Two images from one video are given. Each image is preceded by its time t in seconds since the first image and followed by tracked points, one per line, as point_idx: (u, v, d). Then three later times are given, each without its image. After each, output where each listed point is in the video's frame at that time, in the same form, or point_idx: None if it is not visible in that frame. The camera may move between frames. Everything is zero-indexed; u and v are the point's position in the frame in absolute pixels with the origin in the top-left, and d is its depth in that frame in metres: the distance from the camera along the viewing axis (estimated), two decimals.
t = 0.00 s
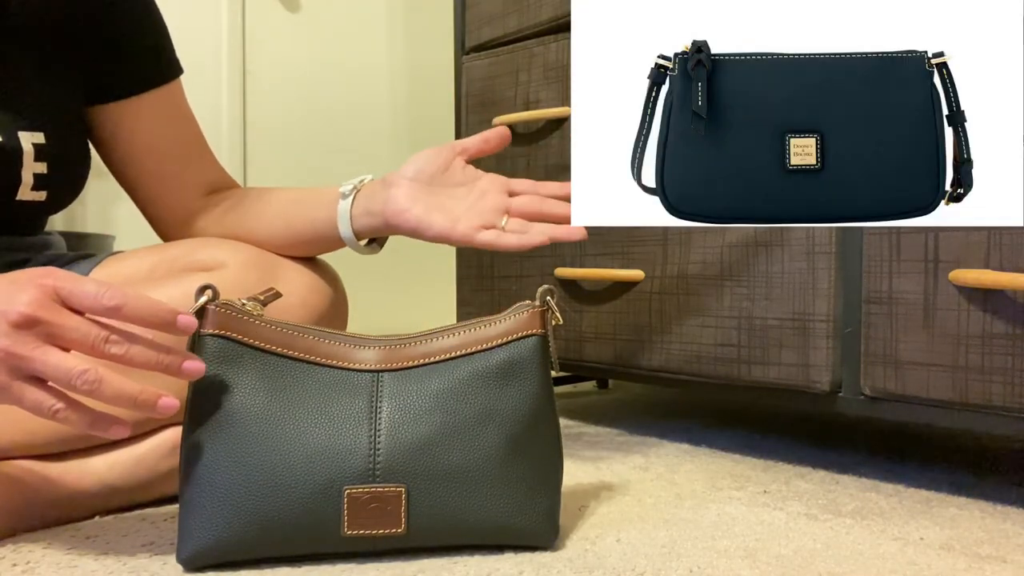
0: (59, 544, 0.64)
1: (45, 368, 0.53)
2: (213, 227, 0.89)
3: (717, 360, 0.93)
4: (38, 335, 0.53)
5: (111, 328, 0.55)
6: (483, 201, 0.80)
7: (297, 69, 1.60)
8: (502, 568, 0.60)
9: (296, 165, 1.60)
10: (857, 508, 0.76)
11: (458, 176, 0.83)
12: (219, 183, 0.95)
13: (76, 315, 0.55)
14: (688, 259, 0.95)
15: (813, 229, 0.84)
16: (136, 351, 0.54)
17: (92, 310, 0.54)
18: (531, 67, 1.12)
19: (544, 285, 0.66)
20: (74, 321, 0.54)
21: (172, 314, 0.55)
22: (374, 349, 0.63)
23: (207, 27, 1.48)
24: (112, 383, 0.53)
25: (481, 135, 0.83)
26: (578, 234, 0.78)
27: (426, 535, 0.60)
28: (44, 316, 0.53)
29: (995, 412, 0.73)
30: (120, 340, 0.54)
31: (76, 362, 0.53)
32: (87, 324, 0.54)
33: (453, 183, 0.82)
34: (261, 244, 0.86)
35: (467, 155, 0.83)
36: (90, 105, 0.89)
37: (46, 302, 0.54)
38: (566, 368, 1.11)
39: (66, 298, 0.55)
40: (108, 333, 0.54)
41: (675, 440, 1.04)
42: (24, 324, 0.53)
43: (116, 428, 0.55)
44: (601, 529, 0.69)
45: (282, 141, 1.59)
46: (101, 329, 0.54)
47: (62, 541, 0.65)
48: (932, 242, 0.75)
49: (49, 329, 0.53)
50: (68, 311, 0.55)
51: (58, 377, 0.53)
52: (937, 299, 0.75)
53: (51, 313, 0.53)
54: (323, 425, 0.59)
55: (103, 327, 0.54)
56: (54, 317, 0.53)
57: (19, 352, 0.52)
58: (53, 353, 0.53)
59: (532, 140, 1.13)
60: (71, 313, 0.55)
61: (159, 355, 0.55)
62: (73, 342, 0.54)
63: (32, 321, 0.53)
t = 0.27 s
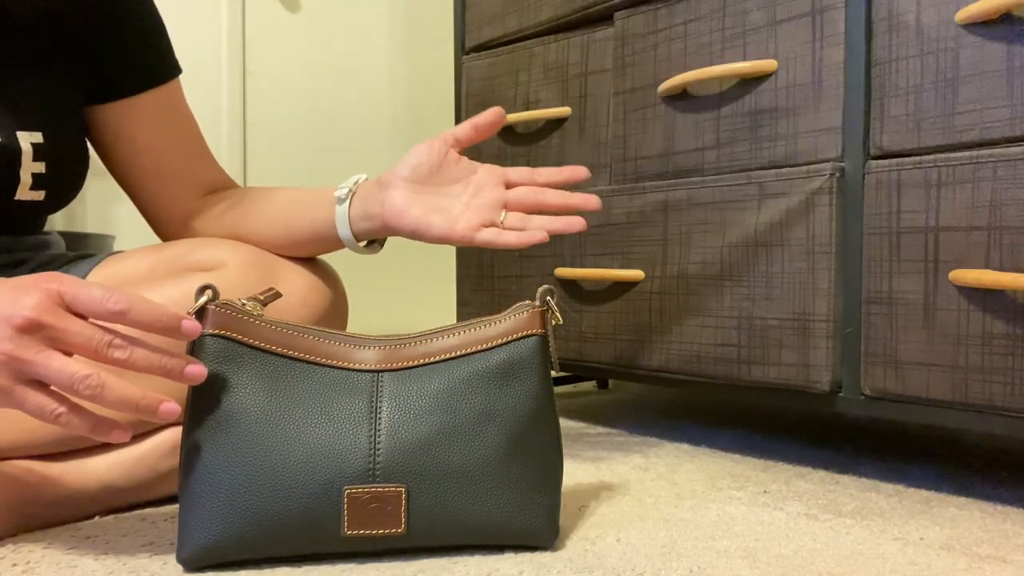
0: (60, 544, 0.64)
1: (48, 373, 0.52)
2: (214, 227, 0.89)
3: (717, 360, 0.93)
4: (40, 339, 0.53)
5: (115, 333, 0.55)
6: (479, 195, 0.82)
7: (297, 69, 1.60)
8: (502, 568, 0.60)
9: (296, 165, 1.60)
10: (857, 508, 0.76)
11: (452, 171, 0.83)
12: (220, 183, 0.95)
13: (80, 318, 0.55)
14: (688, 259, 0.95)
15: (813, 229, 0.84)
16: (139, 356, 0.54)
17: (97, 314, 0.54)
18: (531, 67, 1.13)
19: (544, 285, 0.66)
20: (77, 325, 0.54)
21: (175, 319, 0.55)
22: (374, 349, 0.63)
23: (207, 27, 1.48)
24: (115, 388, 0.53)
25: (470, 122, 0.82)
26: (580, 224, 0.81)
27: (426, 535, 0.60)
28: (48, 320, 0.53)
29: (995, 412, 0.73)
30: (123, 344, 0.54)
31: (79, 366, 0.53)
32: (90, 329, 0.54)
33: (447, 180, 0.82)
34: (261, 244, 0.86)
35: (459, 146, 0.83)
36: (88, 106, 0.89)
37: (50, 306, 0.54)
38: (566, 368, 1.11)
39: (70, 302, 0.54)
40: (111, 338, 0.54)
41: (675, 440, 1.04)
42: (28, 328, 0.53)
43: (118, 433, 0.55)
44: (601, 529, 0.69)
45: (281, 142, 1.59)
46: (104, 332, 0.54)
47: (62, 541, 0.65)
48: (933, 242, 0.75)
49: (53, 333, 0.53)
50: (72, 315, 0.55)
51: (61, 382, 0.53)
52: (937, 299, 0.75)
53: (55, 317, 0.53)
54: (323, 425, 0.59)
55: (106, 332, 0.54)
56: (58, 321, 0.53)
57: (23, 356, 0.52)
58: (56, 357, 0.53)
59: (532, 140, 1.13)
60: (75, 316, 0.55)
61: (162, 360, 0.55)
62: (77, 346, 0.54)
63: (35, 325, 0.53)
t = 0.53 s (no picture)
0: (60, 544, 0.64)
1: (48, 373, 0.52)
2: (214, 227, 0.89)
3: (717, 360, 0.93)
4: (40, 340, 0.53)
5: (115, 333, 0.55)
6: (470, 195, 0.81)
7: (297, 69, 1.60)
8: (502, 567, 0.60)
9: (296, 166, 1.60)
10: (857, 508, 0.76)
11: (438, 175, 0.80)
12: (219, 183, 0.95)
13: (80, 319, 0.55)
14: (688, 259, 0.95)
15: (813, 229, 0.84)
16: (139, 356, 0.54)
17: (97, 314, 0.54)
18: (531, 67, 1.13)
19: (544, 285, 0.66)
20: (77, 326, 0.54)
21: (174, 319, 0.55)
22: (374, 349, 0.63)
23: (207, 27, 1.48)
24: (114, 389, 0.53)
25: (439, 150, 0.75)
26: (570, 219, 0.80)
27: (426, 535, 0.60)
28: (48, 320, 0.53)
29: (995, 412, 0.73)
30: (123, 344, 0.54)
31: (79, 367, 0.53)
32: (90, 329, 0.54)
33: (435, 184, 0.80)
34: (261, 244, 0.86)
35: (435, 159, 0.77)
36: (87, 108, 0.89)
37: (51, 307, 0.54)
38: (566, 368, 1.11)
39: (70, 302, 0.54)
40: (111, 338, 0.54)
41: (676, 440, 1.04)
42: (28, 329, 0.53)
43: (117, 434, 0.55)
44: (601, 529, 0.69)
45: (281, 142, 1.59)
46: (104, 333, 0.54)
47: (62, 541, 0.65)
48: (933, 242, 0.75)
49: (53, 333, 0.53)
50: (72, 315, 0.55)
51: (61, 383, 0.53)
52: (937, 299, 0.75)
53: (55, 318, 0.53)
54: (323, 425, 0.59)
55: (106, 332, 0.54)
56: (58, 321, 0.53)
57: (22, 356, 0.52)
58: (56, 358, 0.53)
59: (532, 140, 1.13)
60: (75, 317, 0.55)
61: (162, 359, 0.55)
62: (77, 347, 0.54)
63: (36, 325, 0.53)
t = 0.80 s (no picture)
0: (60, 544, 0.64)
1: (43, 365, 0.52)
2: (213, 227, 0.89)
3: (717, 360, 0.93)
4: (36, 332, 0.53)
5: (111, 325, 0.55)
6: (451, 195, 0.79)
7: (297, 69, 1.60)
8: (502, 567, 0.60)
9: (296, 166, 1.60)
10: (857, 508, 0.76)
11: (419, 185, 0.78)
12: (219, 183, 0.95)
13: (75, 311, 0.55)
14: (688, 259, 0.95)
15: (813, 228, 0.84)
16: (135, 348, 0.54)
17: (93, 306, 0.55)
18: (531, 67, 1.13)
19: (544, 285, 0.66)
20: (72, 317, 0.54)
21: (170, 310, 0.56)
22: (375, 349, 0.63)
23: (207, 28, 1.49)
24: (110, 380, 0.53)
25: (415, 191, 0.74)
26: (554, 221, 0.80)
27: (426, 535, 0.60)
28: (43, 312, 0.53)
29: (995, 412, 0.73)
30: (119, 336, 0.54)
31: (74, 359, 0.53)
32: (86, 321, 0.54)
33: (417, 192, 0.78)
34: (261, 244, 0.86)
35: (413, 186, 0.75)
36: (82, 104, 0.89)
37: (46, 299, 0.54)
38: (565, 367, 1.11)
39: (65, 295, 0.55)
40: (106, 329, 0.54)
41: (676, 440, 1.04)
42: (22, 321, 0.53)
43: (114, 426, 0.55)
44: (601, 529, 0.69)
45: (282, 142, 1.59)
46: (100, 325, 0.54)
47: (63, 541, 0.65)
48: (933, 242, 0.75)
49: (48, 325, 0.53)
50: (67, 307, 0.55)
51: (56, 374, 0.52)
52: (937, 299, 0.75)
53: (50, 310, 0.54)
54: (323, 425, 0.59)
55: (101, 323, 0.54)
56: (54, 313, 0.54)
57: (17, 348, 0.52)
58: (51, 349, 0.53)
59: (532, 140, 1.13)
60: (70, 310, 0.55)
61: (159, 350, 0.55)
62: (72, 339, 0.54)
63: (31, 317, 0.53)
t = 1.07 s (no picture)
0: (60, 544, 0.64)
1: (43, 363, 0.52)
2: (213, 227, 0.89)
3: (716, 360, 0.93)
4: (35, 330, 0.53)
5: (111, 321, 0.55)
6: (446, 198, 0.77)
7: (297, 69, 1.60)
8: (502, 567, 0.60)
9: (296, 166, 1.60)
10: (857, 508, 0.76)
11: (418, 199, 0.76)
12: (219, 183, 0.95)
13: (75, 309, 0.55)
14: (688, 259, 0.95)
15: (813, 228, 0.84)
16: (134, 346, 0.54)
17: (92, 304, 0.55)
18: (531, 67, 1.13)
19: (544, 285, 0.66)
20: (72, 315, 0.54)
21: (168, 307, 0.56)
22: (375, 349, 0.63)
23: (207, 28, 1.49)
24: (110, 378, 0.53)
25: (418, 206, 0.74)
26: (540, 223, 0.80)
27: (426, 536, 0.60)
28: (42, 309, 0.53)
29: (995, 412, 0.73)
30: (117, 332, 0.54)
31: (74, 356, 0.53)
32: (85, 318, 0.54)
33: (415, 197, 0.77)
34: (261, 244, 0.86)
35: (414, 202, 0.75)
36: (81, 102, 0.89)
37: (45, 296, 0.54)
38: (565, 367, 1.11)
39: (64, 292, 0.55)
40: (105, 325, 0.54)
41: (676, 440, 1.04)
42: (22, 319, 0.53)
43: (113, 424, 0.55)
44: (601, 529, 0.69)
45: (282, 142, 1.59)
46: (99, 321, 0.54)
47: (63, 541, 0.65)
48: (933, 242, 0.75)
49: (47, 322, 0.53)
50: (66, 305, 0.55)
51: (56, 371, 0.53)
52: (937, 299, 0.75)
53: (49, 307, 0.54)
54: (324, 425, 0.59)
55: (101, 319, 0.54)
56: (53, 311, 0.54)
57: (17, 345, 0.52)
58: (51, 347, 0.53)
59: (531, 140, 1.13)
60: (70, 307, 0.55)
61: (157, 346, 0.55)
62: (71, 335, 0.54)
63: (31, 315, 0.53)
